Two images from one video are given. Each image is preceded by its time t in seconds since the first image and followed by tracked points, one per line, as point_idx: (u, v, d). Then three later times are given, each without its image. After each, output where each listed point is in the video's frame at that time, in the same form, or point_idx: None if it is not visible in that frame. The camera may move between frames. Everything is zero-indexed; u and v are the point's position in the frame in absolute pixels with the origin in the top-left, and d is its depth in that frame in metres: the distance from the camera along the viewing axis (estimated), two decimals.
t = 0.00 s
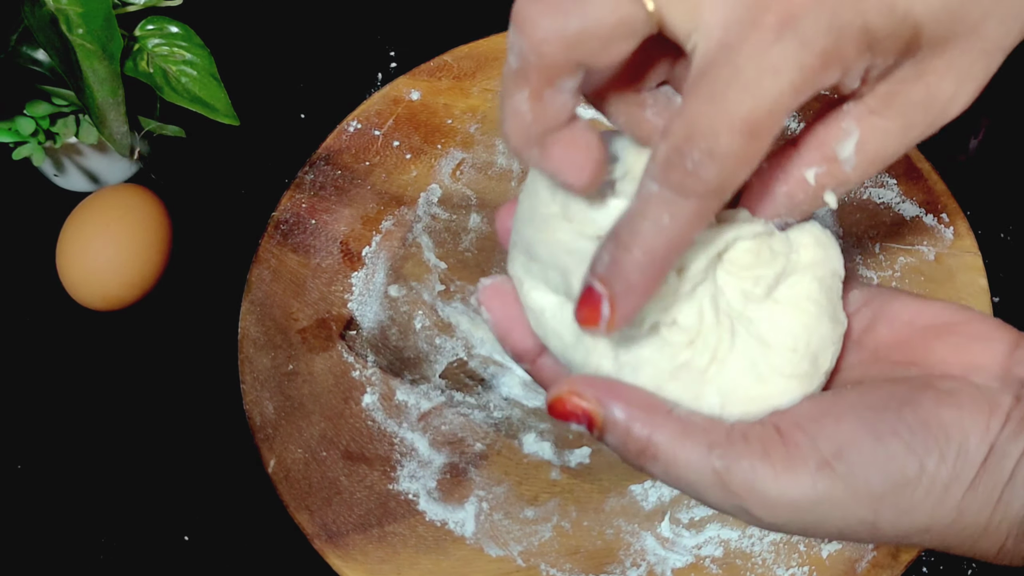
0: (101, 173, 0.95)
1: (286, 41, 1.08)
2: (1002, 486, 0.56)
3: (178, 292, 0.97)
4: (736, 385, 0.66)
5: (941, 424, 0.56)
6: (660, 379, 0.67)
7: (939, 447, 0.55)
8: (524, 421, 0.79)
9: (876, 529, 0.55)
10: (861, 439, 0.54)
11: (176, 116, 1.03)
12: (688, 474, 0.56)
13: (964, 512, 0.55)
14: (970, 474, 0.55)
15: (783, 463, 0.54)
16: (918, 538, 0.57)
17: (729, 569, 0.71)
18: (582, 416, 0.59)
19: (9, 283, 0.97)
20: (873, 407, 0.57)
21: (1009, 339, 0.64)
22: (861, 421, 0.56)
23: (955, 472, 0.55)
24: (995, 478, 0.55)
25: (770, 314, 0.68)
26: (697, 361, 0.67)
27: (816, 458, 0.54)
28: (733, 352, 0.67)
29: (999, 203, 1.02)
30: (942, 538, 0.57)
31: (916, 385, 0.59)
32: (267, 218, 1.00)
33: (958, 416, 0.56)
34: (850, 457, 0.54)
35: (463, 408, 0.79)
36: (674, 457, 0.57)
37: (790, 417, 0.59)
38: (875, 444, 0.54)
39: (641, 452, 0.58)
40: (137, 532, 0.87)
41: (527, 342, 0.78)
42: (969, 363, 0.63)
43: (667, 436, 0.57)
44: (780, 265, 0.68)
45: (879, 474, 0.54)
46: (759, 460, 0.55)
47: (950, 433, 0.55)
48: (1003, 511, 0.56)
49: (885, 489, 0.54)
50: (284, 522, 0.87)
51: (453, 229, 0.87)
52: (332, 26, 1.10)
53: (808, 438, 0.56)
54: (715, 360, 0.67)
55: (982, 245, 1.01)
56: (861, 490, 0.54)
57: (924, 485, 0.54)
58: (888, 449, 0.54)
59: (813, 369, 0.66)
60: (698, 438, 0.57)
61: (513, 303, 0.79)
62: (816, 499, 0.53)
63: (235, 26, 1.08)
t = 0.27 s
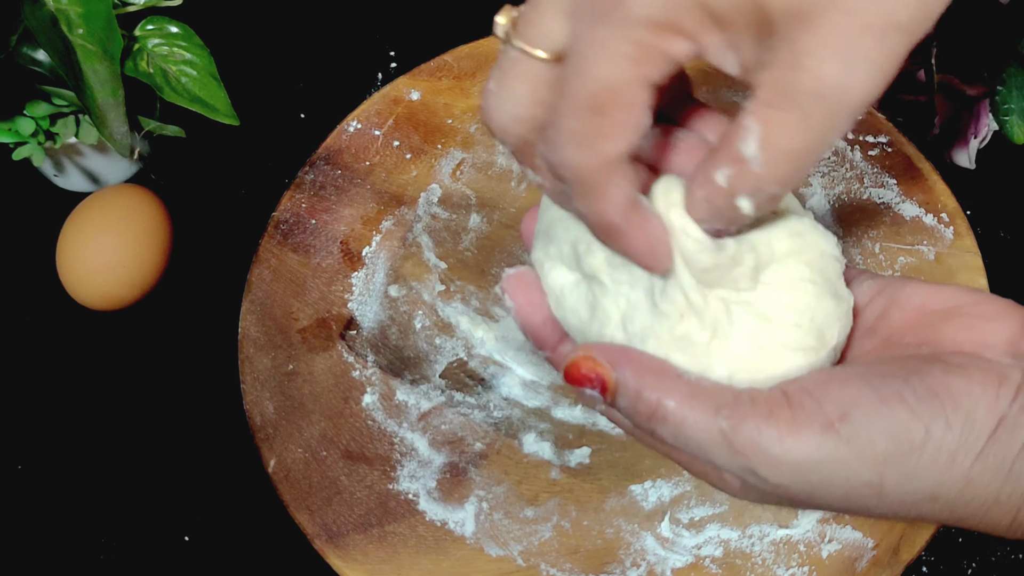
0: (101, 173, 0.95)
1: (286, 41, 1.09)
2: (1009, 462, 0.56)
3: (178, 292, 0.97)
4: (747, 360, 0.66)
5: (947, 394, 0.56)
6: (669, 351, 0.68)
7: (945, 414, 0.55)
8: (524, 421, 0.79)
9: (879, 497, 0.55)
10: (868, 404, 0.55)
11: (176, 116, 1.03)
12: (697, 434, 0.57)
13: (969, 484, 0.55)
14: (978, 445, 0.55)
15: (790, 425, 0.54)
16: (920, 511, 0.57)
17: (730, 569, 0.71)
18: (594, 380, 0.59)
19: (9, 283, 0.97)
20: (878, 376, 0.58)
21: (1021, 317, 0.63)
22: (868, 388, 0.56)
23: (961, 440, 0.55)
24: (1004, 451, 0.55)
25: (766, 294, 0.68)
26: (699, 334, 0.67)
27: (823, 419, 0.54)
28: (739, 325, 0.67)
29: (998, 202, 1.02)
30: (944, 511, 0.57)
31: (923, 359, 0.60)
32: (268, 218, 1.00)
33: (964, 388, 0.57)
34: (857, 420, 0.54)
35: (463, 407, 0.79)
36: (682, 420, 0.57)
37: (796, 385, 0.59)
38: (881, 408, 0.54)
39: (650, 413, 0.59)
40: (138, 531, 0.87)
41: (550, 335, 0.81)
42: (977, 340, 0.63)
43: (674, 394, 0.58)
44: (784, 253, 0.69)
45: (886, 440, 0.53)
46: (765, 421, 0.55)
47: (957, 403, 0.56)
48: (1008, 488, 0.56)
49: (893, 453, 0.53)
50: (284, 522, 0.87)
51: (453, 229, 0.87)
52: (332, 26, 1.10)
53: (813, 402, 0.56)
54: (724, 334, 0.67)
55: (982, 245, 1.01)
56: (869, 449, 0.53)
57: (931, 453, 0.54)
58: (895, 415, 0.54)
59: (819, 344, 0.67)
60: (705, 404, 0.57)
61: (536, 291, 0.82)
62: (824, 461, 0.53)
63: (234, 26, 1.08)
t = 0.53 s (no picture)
0: (101, 172, 0.95)
1: (286, 41, 1.08)
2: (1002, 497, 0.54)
3: (178, 292, 0.97)
4: (726, 414, 0.66)
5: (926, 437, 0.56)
6: (651, 413, 0.68)
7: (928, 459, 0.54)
8: (524, 421, 0.79)
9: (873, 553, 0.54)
10: (849, 454, 0.55)
11: (176, 115, 1.03)
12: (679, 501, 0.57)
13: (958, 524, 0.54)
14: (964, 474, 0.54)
15: (773, 484, 0.54)
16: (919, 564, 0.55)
17: (729, 569, 0.71)
18: (583, 446, 0.62)
19: (8, 283, 0.97)
20: (860, 428, 0.58)
21: (998, 350, 0.63)
22: (849, 440, 0.56)
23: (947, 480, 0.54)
24: (992, 487, 0.54)
25: (750, 352, 0.68)
26: (680, 397, 0.67)
27: (806, 473, 0.54)
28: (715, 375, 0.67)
29: (998, 202, 1.02)
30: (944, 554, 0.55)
31: (903, 405, 0.60)
32: (267, 218, 1.00)
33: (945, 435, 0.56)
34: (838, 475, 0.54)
35: (463, 408, 0.79)
36: (669, 487, 0.57)
37: (782, 443, 0.59)
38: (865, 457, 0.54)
39: (637, 484, 0.59)
40: (138, 531, 0.87)
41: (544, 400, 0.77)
42: (959, 379, 0.62)
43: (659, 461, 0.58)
44: (778, 305, 0.70)
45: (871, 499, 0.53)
46: (746, 480, 0.55)
47: (939, 447, 0.55)
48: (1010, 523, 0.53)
49: (878, 505, 0.53)
50: (284, 522, 0.87)
51: (453, 229, 0.87)
52: (332, 25, 1.10)
53: (796, 459, 0.56)
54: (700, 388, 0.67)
55: (982, 245, 1.01)
56: (852, 496, 0.53)
57: (918, 500, 0.53)
58: (877, 465, 0.54)
59: (804, 405, 0.67)
60: (690, 469, 0.57)
61: (530, 360, 0.79)
62: (808, 518, 0.53)
63: (234, 26, 1.08)
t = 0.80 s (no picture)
0: (100, 172, 0.95)
1: (286, 41, 1.09)
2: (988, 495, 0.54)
3: (178, 292, 0.97)
4: (725, 350, 0.66)
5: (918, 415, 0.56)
6: (653, 331, 0.68)
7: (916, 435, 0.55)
8: (524, 421, 0.79)
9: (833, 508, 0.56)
10: (830, 409, 0.55)
11: (176, 116, 1.03)
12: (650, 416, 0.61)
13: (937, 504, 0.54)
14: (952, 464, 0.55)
15: (748, 417, 0.56)
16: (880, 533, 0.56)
17: (730, 569, 0.71)
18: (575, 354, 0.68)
19: (8, 283, 0.97)
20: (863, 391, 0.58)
21: (1009, 356, 0.64)
22: (836, 397, 0.57)
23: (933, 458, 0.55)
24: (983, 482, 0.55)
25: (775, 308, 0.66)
26: (687, 323, 0.67)
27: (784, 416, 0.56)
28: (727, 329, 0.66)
29: (998, 203, 1.02)
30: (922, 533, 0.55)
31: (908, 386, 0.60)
32: (267, 218, 1.00)
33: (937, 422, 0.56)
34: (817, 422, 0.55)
35: (463, 407, 0.79)
36: (645, 403, 0.61)
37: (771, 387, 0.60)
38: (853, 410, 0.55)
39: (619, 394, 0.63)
40: (138, 531, 0.87)
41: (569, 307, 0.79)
42: (958, 380, 0.63)
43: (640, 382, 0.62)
44: (821, 262, 0.68)
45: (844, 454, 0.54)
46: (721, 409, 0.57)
47: (928, 426, 0.56)
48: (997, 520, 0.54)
49: (848, 463, 0.54)
50: (284, 522, 0.87)
51: (453, 229, 0.87)
52: (332, 26, 1.10)
53: (779, 402, 0.57)
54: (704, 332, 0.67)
55: (982, 245, 1.01)
56: (822, 447, 0.54)
57: (892, 468, 0.54)
58: (858, 426, 0.54)
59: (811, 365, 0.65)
60: (669, 391, 0.60)
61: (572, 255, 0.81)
62: (774, 455, 0.55)
63: (234, 26, 1.08)
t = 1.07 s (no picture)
0: (100, 172, 0.95)
1: (286, 41, 1.09)
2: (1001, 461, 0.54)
3: (178, 292, 0.97)
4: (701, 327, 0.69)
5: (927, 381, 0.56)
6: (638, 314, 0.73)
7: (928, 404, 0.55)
8: (524, 421, 0.79)
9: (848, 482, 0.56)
10: (841, 381, 0.56)
11: (176, 116, 1.03)
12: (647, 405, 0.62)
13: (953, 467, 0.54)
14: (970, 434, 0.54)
15: (760, 396, 0.56)
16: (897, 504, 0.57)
17: (730, 569, 0.71)
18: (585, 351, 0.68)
19: (8, 283, 0.97)
20: (865, 364, 0.58)
21: None
22: (844, 369, 0.57)
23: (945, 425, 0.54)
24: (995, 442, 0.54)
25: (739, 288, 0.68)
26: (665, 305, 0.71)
27: (796, 391, 0.56)
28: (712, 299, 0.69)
29: (998, 202, 1.02)
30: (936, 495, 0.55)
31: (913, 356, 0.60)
32: (267, 218, 1.00)
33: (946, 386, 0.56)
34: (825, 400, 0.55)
35: (463, 408, 0.79)
36: (655, 391, 0.61)
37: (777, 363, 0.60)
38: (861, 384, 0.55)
39: (628, 387, 0.63)
40: (138, 531, 0.87)
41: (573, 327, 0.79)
42: (978, 342, 0.62)
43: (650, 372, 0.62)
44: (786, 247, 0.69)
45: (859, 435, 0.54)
46: (732, 393, 0.57)
47: (939, 391, 0.56)
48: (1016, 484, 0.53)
49: (861, 433, 0.54)
50: (284, 522, 0.87)
51: (453, 229, 0.87)
52: (332, 26, 1.10)
53: (790, 378, 0.57)
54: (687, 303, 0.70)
55: (982, 245, 1.01)
56: (840, 423, 0.54)
57: (906, 430, 0.54)
58: (868, 395, 0.55)
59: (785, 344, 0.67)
60: (678, 377, 0.61)
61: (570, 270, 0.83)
62: (789, 433, 0.54)
63: (234, 26, 1.08)
